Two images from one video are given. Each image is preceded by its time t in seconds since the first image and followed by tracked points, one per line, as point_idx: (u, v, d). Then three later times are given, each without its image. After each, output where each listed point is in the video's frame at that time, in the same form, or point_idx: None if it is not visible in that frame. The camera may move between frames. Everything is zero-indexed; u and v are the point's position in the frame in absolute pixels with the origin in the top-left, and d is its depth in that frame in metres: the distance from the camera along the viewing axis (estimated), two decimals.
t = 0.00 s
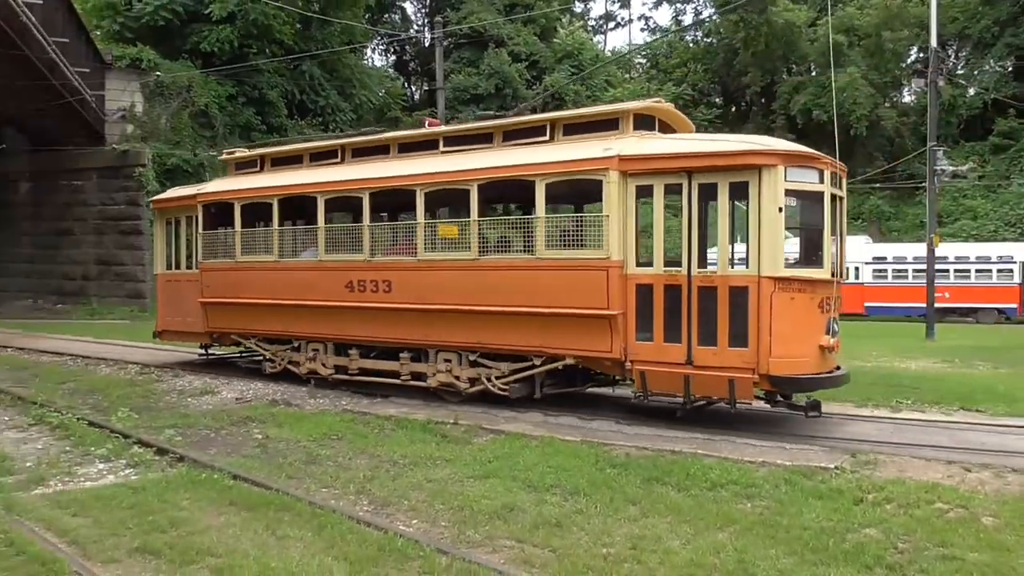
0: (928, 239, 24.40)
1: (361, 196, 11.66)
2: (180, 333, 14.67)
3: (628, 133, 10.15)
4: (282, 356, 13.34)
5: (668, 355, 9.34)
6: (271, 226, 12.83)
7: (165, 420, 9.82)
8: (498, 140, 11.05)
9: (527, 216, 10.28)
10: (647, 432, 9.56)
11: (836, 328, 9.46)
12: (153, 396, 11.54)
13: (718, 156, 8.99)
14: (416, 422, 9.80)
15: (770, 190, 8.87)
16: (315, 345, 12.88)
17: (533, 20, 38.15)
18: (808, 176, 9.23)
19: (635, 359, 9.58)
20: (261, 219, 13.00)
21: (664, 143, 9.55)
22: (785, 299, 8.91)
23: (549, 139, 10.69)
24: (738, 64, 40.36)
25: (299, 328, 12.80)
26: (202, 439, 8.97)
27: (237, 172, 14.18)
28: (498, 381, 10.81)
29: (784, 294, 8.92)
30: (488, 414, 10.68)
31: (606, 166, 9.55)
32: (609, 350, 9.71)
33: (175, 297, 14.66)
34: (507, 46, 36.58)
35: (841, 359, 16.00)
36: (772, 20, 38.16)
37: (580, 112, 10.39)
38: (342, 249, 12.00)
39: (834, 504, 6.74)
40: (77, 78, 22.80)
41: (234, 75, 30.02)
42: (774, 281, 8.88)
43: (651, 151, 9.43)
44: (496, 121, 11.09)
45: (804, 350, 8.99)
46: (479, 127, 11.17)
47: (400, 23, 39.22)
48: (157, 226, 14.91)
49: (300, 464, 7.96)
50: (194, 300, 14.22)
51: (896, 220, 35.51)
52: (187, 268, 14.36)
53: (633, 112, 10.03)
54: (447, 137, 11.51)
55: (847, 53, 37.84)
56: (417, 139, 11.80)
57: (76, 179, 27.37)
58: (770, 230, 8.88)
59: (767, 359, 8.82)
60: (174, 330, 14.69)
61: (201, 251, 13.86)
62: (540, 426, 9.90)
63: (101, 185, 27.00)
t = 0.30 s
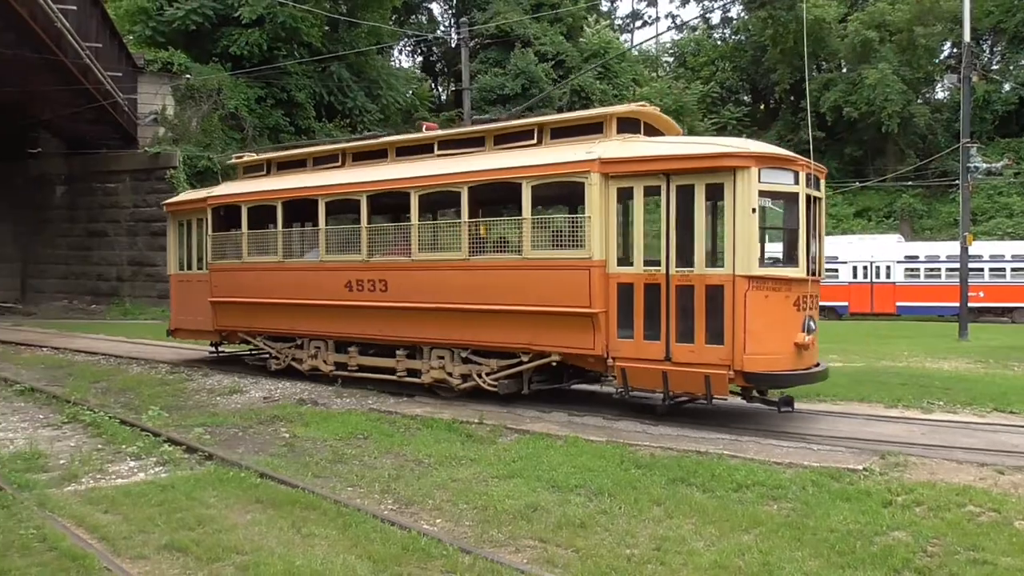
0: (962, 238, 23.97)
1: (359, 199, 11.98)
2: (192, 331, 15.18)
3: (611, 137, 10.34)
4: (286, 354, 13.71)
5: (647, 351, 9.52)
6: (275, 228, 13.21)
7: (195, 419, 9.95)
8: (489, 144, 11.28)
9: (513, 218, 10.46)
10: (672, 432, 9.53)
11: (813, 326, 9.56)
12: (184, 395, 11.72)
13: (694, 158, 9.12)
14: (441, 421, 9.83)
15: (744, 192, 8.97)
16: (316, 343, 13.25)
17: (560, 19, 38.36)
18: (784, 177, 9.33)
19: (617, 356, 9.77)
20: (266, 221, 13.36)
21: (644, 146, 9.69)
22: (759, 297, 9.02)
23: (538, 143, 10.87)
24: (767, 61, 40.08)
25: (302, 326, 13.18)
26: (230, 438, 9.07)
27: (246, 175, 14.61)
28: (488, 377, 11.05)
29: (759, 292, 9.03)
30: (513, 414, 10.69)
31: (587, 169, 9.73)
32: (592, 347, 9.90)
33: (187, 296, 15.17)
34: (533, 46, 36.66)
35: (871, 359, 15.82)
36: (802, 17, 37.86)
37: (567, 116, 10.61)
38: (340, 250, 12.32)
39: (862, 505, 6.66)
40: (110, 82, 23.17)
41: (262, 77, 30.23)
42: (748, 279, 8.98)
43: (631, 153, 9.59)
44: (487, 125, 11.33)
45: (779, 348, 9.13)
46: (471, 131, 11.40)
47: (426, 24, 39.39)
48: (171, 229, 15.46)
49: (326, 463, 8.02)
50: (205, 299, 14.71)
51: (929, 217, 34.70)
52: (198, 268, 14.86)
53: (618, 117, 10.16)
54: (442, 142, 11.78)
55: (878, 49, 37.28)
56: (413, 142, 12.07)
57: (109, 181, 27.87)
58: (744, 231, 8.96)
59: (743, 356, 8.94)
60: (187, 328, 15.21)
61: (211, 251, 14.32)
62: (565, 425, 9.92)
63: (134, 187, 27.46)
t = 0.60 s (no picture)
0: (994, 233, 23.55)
1: (354, 203, 12.40)
2: (202, 331, 15.72)
3: (593, 141, 10.54)
4: (289, 352, 14.19)
5: (625, 347, 9.87)
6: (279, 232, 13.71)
7: (223, 420, 10.06)
8: (477, 148, 11.67)
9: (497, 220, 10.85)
10: (698, 431, 9.47)
11: (785, 322, 9.85)
12: (212, 396, 11.86)
13: (668, 161, 9.46)
14: (466, 421, 9.84)
15: (715, 192, 9.29)
16: (317, 341, 13.72)
17: (584, 19, 38.61)
18: (755, 177, 9.64)
19: (597, 352, 10.11)
20: (270, 224, 13.84)
21: (621, 149, 10.03)
22: (730, 294, 9.33)
23: (523, 146, 11.23)
24: (793, 56, 39.83)
25: (304, 326, 13.65)
26: (257, 438, 9.16)
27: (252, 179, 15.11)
28: (477, 374, 11.44)
29: (730, 290, 9.34)
30: (537, 414, 10.68)
31: (567, 172, 10.09)
32: (573, 344, 10.23)
33: (197, 298, 15.72)
34: (557, 45, 36.76)
35: (901, 356, 15.64)
36: (828, 11, 37.66)
37: (548, 120, 10.89)
38: (339, 251, 12.77)
39: (891, 505, 6.56)
40: (139, 87, 23.48)
41: (288, 80, 30.58)
42: (719, 277, 9.29)
43: (609, 156, 9.94)
44: (475, 129, 11.70)
45: (751, 342, 9.44)
46: (460, 135, 11.78)
47: (450, 25, 39.55)
48: (182, 232, 16.01)
49: (352, 463, 8.07)
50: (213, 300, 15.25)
51: (960, 213, 34.17)
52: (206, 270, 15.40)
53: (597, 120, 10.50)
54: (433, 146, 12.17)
55: (907, 43, 36.82)
56: (405, 147, 12.47)
57: (138, 185, 28.24)
58: (715, 230, 9.28)
59: (715, 351, 9.24)
60: (197, 329, 15.75)
61: (219, 254, 14.85)
62: (590, 425, 9.90)
63: (162, 191, 27.80)
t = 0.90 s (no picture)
0: None
1: (349, 206, 12.75)
2: (212, 330, 16.24)
3: (573, 146, 10.89)
4: (291, 350, 14.61)
5: (602, 345, 10.13)
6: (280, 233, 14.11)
7: (248, 419, 10.14)
8: (466, 152, 11.98)
9: (482, 222, 11.14)
10: (722, 432, 9.40)
11: (757, 321, 10.03)
12: (237, 395, 11.97)
13: (641, 165, 9.68)
14: (489, 421, 9.85)
15: (685, 196, 9.50)
16: (317, 339, 14.11)
17: (607, 18, 38.63)
18: (727, 181, 9.82)
19: (577, 349, 10.37)
20: (273, 227, 14.26)
21: (599, 153, 10.28)
22: (702, 293, 9.53)
23: (509, 151, 11.54)
24: (819, 54, 39.51)
25: (305, 325, 14.05)
26: (282, 437, 9.23)
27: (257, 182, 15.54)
28: (465, 371, 11.70)
29: (701, 290, 9.54)
30: (559, 414, 10.66)
31: (546, 176, 10.36)
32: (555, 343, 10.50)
33: (206, 297, 16.22)
34: (580, 45, 36.74)
35: (929, 357, 15.43)
36: (855, 8, 37.30)
37: (532, 126, 11.22)
38: (335, 253, 13.13)
39: (918, 507, 6.46)
40: (166, 91, 23.80)
41: (311, 82, 30.78)
42: (690, 278, 9.50)
43: (586, 160, 10.18)
44: (464, 134, 12.01)
45: (724, 342, 9.62)
46: (450, 140, 12.10)
47: (473, 25, 39.62)
48: (192, 234, 16.51)
49: (375, 463, 8.09)
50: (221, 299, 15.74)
51: (990, 211, 33.69)
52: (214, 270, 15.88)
53: (577, 126, 10.77)
54: (425, 151, 12.51)
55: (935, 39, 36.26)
56: (399, 151, 12.81)
57: (165, 188, 28.57)
58: (686, 233, 9.48)
59: (687, 349, 9.47)
60: (208, 328, 16.28)
61: (226, 255, 15.31)
62: (613, 425, 9.85)
63: (189, 193, 28.09)
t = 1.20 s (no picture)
0: None
1: (345, 210, 13.21)
2: (220, 330, 16.82)
3: (554, 150, 11.29)
4: (293, 349, 15.13)
5: (581, 342, 10.51)
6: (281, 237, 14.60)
7: (274, 420, 10.23)
8: (456, 158, 12.39)
9: (468, 225, 11.54)
10: (747, 431, 9.32)
11: (729, 319, 10.40)
12: (263, 396, 12.07)
13: (614, 170, 10.06)
14: (512, 421, 9.85)
15: (656, 198, 9.88)
16: (318, 339, 14.64)
17: (629, 16, 38.50)
18: (696, 183, 10.20)
19: (557, 347, 10.74)
20: (275, 231, 14.74)
21: (577, 157, 10.64)
22: (672, 292, 9.90)
23: (495, 156, 11.94)
24: (844, 49, 39.06)
25: (306, 325, 14.56)
26: (307, 438, 9.29)
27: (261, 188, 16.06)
28: (453, 367, 12.20)
29: (672, 289, 9.91)
30: (583, 414, 10.63)
31: (526, 180, 10.73)
32: (536, 341, 10.89)
33: (214, 299, 16.79)
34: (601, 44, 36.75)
35: (959, 354, 15.20)
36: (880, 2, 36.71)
37: (516, 132, 11.61)
38: (332, 255, 13.60)
39: (949, 507, 6.36)
40: (191, 95, 24.07)
41: (334, 85, 30.85)
42: (661, 277, 9.87)
43: (564, 165, 10.55)
44: (453, 140, 12.42)
45: (695, 339, 9.98)
46: (440, 146, 12.51)
47: (494, 25, 39.62)
48: (201, 238, 17.06)
49: (399, 463, 8.12)
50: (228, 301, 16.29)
51: (1022, 206, 33.15)
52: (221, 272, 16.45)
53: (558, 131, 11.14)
54: (417, 156, 12.94)
55: (964, 32, 35.72)
56: (392, 157, 13.24)
57: (191, 191, 28.83)
58: (658, 234, 9.85)
59: (659, 346, 9.83)
60: (217, 328, 16.85)
61: (233, 258, 15.85)
62: (636, 425, 9.80)
63: (214, 196, 28.35)
